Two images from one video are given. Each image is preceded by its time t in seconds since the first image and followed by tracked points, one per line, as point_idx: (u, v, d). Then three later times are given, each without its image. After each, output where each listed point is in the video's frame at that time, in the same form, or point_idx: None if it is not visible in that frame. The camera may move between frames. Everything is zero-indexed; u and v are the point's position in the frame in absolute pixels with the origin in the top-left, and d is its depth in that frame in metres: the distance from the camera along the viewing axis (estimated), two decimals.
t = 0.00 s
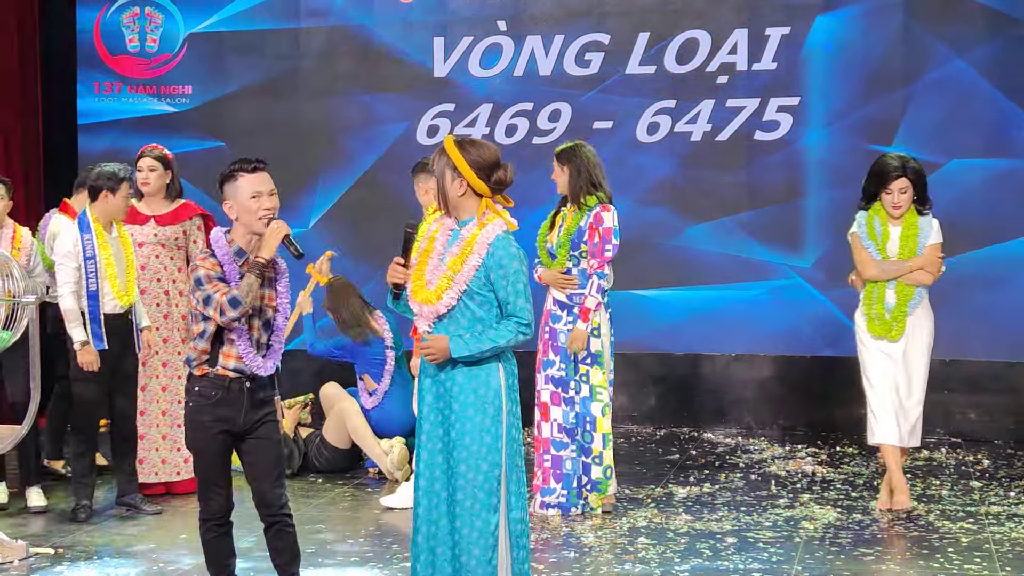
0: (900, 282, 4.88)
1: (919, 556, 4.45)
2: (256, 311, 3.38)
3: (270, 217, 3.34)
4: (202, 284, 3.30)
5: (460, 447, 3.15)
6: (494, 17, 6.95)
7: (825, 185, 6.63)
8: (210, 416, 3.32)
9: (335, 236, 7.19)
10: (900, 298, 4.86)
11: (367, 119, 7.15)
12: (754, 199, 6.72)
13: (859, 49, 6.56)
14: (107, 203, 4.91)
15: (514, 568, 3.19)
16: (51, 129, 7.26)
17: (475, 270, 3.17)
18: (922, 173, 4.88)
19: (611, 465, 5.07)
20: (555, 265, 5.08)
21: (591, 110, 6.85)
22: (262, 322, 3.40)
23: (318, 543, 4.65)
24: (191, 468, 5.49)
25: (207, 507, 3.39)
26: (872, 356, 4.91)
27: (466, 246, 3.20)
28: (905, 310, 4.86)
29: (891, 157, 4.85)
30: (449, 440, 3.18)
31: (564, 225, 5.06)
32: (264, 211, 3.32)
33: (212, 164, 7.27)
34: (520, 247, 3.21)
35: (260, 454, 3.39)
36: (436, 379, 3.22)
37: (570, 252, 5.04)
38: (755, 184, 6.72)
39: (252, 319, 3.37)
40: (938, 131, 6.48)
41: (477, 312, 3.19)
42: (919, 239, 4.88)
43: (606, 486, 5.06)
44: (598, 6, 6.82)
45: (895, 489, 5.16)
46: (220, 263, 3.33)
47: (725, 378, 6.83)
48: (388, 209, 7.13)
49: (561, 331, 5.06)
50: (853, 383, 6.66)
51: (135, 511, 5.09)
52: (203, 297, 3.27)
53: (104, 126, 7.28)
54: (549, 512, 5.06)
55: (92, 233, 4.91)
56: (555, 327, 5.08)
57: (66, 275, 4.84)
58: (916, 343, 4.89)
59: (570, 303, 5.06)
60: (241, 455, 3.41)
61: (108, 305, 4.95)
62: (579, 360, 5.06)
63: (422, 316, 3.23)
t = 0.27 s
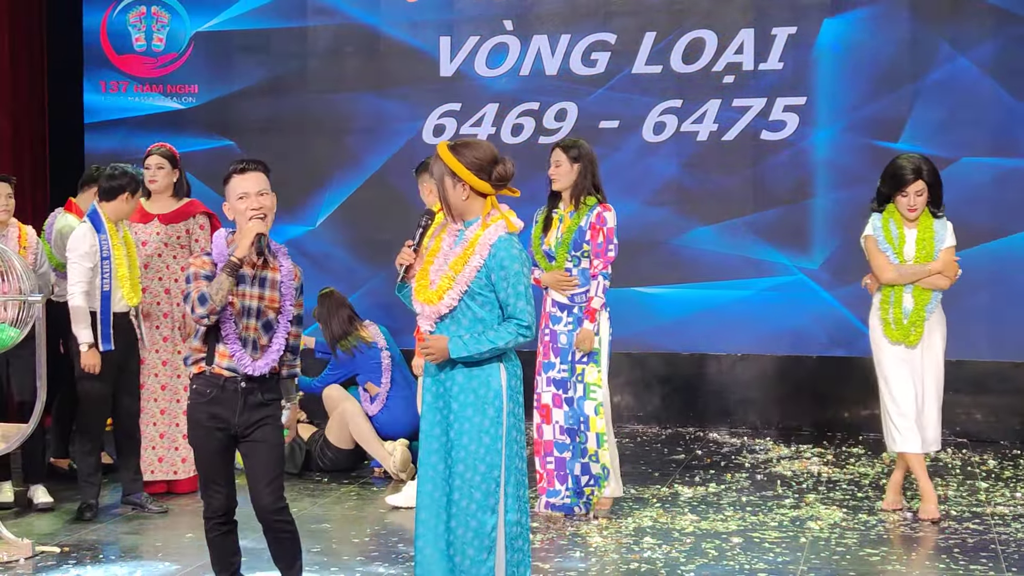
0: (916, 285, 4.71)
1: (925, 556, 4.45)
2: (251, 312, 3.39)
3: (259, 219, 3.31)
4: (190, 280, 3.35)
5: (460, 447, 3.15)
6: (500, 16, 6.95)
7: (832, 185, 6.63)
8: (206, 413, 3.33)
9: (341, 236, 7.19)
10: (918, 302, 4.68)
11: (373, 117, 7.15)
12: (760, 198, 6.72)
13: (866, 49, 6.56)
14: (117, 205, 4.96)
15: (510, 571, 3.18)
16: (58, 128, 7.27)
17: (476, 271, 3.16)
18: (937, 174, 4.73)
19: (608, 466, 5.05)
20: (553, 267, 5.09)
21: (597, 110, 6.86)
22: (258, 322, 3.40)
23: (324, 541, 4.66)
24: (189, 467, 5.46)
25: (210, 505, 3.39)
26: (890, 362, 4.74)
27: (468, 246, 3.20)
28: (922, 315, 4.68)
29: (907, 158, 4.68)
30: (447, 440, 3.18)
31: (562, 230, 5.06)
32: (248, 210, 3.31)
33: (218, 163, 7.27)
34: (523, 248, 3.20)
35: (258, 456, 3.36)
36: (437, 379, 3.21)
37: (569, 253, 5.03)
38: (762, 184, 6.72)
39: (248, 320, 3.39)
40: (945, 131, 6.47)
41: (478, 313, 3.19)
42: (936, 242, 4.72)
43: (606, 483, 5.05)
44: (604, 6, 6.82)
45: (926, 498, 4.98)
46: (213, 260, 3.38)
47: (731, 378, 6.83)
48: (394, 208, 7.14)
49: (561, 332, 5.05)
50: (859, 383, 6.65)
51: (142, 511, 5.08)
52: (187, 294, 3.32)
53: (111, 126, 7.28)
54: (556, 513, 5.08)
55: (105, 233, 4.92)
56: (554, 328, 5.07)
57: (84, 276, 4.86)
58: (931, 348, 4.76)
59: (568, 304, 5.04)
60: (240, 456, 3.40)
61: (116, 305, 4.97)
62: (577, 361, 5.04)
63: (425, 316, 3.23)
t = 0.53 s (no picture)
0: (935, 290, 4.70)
1: (931, 556, 4.44)
2: (246, 312, 3.40)
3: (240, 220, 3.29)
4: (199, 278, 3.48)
5: (466, 447, 3.15)
6: (506, 16, 6.95)
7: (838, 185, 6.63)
8: (202, 413, 3.35)
9: (346, 235, 7.19)
10: (937, 305, 4.67)
11: (379, 117, 7.15)
12: (766, 198, 6.72)
13: (872, 49, 6.55)
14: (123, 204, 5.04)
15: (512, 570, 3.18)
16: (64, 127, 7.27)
17: (477, 268, 3.16)
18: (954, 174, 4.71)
19: (607, 464, 5.02)
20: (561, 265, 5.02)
21: (603, 110, 6.86)
22: (252, 323, 3.38)
23: (330, 541, 4.66)
24: (187, 466, 5.45)
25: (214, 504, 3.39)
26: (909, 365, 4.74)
27: (469, 244, 3.20)
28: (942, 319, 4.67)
29: (924, 161, 4.66)
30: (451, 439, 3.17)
31: (571, 228, 5.03)
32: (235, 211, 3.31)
33: (224, 163, 7.28)
34: (523, 245, 3.20)
35: (250, 462, 3.33)
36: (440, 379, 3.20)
37: (581, 250, 4.98)
38: (768, 184, 6.71)
39: (244, 320, 3.40)
40: (951, 131, 6.47)
41: (480, 311, 3.18)
42: (954, 244, 4.71)
43: (602, 488, 5.00)
44: (611, 6, 6.82)
45: (934, 499, 4.99)
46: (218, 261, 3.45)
47: (736, 378, 6.82)
48: (400, 209, 7.13)
49: (568, 331, 5.02)
50: (865, 384, 6.65)
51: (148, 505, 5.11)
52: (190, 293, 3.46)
53: (117, 125, 7.29)
54: (562, 513, 5.09)
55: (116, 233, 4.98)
56: (562, 327, 5.04)
57: (97, 275, 4.84)
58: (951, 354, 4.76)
59: (578, 302, 5.01)
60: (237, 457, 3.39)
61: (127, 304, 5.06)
62: (585, 358, 5.01)
63: (428, 316, 3.22)
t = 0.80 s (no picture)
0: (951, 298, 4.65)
1: (935, 557, 4.45)
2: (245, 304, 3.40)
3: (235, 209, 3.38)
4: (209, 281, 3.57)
5: (475, 450, 3.14)
6: (510, 17, 6.95)
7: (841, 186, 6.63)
8: (209, 410, 3.38)
9: (350, 236, 7.19)
10: (954, 314, 4.62)
11: (383, 118, 7.16)
12: (770, 199, 6.72)
13: (877, 49, 6.55)
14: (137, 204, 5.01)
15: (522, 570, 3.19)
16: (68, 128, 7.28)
17: (483, 273, 3.16)
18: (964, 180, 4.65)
19: (617, 463, 5.05)
20: (573, 266, 5.00)
21: (607, 110, 6.86)
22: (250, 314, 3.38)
23: (333, 541, 4.67)
24: (208, 467, 5.48)
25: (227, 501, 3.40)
26: (926, 373, 4.70)
27: (473, 248, 3.19)
28: (958, 327, 4.62)
29: (936, 174, 4.59)
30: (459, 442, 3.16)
31: (581, 228, 5.03)
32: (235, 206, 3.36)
33: (227, 163, 7.28)
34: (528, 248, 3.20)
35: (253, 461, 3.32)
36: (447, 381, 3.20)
37: (594, 248, 4.98)
38: (772, 184, 6.71)
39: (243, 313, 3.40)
40: (955, 132, 6.47)
41: (486, 315, 3.19)
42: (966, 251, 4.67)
43: (611, 486, 5.01)
44: (615, 6, 6.82)
45: (937, 500, 4.99)
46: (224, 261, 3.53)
47: (740, 379, 6.82)
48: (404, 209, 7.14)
49: (578, 331, 5.03)
50: (868, 384, 6.65)
51: (145, 502, 5.22)
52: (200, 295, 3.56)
53: (121, 126, 7.30)
54: (566, 513, 5.12)
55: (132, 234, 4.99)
56: (571, 328, 5.04)
57: (117, 275, 4.80)
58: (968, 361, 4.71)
59: (589, 302, 5.02)
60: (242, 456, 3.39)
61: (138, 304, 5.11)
62: (595, 358, 5.04)
63: (432, 321, 3.21)
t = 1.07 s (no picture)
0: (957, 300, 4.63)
1: (938, 557, 4.44)
2: (248, 303, 3.40)
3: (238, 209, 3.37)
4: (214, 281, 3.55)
5: (481, 449, 3.13)
6: (513, 17, 6.95)
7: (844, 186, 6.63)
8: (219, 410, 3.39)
9: (352, 236, 7.19)
10: (961, 314, 4.60)
11: (386, 118, 7.15)
12: (773, 199, 6.72)
13: (880, 48, 6.55)
14: (146, 203, 5.04)
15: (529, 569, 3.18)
16: (70, 129, 7.27)
17: (486, 272, 3.16)
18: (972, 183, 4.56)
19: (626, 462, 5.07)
20: (583, 268, 4.96)
21: (609, 110, 6.86)
22: (253, 313, 3.38)
23: (336, 541, 4.66)
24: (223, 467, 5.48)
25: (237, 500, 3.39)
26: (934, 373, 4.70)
27: (475, 247, 3.19)
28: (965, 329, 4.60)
29: (943, 182, 4.51)
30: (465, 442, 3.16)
31: (585, 231, 5.01)
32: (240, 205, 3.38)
33: (230, 164, 7.28)
34: (529, 246, 3.21)
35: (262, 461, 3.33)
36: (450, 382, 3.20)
37: (600, 250, 4.97)
38: (775, 184, 6.71)
39: (246, 312, 3.40)
40: (958, 132, 6.46)
41: (490, 314, 3.19)
42: (974, 253, 4.61)
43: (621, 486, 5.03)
44: (618, 7, 6.82)
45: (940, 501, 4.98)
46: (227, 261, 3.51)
47: (743, 379, 6.82)
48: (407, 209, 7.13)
49: (583, 332, 5.03)
50: (871, 385, 6.65)
51: (147, 502, 5.24)
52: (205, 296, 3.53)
53: (124, 126, 7.30)
54: (568, 514, 5.09)
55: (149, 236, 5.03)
56: (576, 329, 5.04)
57: (141, 274, 4.84)
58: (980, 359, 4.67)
59: (594, 302, 5.03)
60: (253, 455, 3.40)
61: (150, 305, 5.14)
62: (600, 358, 5.05)
63: (435, 321, 3.21)
